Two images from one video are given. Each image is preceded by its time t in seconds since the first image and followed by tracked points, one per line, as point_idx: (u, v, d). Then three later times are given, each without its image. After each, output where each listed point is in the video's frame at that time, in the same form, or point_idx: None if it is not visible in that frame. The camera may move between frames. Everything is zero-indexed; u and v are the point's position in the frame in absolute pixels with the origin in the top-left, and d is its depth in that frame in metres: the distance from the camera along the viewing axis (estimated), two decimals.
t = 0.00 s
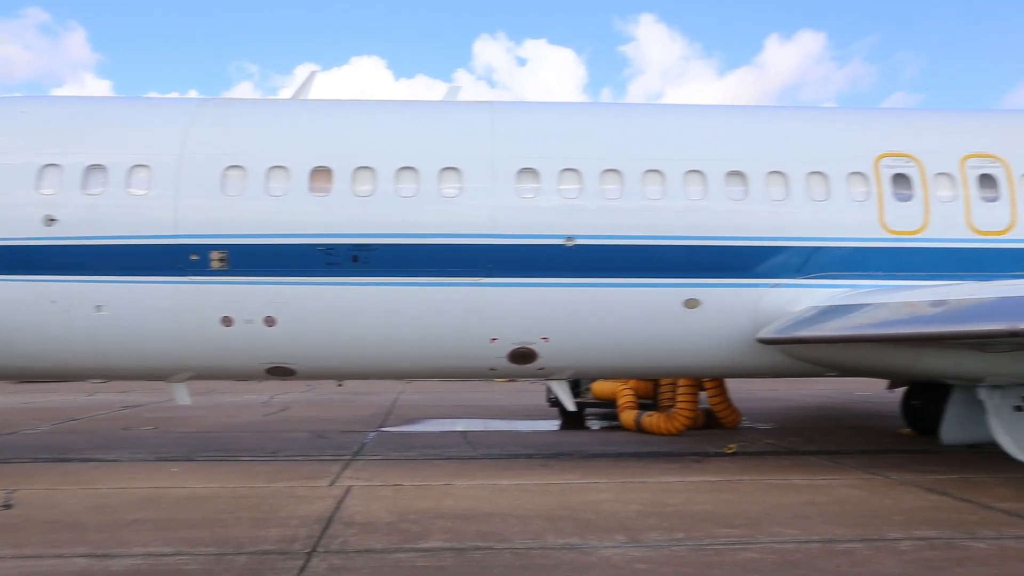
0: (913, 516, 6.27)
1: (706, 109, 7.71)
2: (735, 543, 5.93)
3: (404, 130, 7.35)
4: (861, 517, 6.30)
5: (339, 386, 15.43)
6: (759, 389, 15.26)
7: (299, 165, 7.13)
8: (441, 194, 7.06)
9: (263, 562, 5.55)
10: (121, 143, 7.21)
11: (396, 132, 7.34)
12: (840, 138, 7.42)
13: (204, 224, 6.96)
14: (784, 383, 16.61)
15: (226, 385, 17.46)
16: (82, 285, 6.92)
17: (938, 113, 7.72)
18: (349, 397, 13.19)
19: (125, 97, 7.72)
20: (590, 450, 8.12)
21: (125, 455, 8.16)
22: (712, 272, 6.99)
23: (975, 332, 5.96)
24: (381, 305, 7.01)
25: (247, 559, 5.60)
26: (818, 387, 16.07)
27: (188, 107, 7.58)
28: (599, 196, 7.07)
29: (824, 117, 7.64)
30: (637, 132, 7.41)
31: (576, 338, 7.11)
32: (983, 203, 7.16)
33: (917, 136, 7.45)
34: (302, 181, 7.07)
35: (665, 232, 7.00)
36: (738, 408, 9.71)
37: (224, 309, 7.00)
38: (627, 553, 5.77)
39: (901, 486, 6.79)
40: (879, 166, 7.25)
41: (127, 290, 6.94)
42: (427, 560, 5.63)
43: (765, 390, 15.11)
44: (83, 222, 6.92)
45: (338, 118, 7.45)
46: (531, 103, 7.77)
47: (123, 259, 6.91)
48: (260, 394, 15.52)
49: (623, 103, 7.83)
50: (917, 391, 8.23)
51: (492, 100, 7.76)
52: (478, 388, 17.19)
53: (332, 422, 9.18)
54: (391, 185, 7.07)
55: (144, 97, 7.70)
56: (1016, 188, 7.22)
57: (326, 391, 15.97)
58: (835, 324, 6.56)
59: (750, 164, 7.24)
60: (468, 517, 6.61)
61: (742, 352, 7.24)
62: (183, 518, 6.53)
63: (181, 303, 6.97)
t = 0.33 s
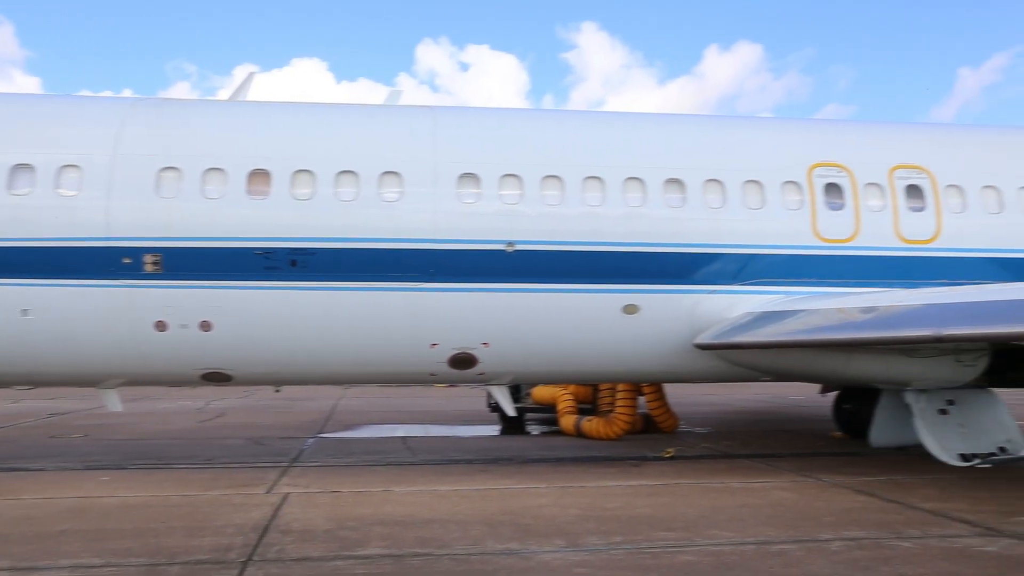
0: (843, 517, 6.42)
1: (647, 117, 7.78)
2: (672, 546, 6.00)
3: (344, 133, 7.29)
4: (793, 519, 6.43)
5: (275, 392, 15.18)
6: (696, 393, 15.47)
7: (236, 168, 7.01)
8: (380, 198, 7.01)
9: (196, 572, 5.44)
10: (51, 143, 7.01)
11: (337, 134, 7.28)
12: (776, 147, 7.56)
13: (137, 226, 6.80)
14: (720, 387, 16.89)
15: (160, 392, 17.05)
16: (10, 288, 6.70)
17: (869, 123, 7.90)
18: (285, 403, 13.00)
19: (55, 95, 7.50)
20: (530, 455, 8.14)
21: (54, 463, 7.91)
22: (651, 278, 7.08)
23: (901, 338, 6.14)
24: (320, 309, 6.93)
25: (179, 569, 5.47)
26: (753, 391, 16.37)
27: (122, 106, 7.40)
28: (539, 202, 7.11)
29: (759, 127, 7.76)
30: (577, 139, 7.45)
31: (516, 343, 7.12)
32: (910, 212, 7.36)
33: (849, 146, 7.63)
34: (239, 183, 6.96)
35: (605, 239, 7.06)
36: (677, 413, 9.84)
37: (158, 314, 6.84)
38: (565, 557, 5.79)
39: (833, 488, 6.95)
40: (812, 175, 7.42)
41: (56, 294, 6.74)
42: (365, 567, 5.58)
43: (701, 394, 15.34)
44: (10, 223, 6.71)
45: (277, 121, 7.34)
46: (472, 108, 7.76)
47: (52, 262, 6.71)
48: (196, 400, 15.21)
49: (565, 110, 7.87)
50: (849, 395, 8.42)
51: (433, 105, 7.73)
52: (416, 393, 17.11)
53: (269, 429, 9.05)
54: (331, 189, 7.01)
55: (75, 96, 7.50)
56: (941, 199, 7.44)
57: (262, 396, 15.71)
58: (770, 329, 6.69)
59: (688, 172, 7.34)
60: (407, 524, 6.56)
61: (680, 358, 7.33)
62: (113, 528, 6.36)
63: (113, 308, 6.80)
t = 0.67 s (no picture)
0: (776, 519, 6.54)
1: (587, 123, 7.84)
2: (609, 549, 6.05)
3: (282, 135, 7.19)
4: (727, 521, 6.53)
5: (209, 396, 14.88)
6: (633, 397, 15.63)
7: (171, 168, 6.87)
8: (319, 201, 6.94)
9: None
10: None
11: (275, 136, 7.18)
12: (713, 154, 7.69)
13: (66, 227, 6.61)
14: (656, 391, 17.10)
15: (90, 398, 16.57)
16: None
17: (801, 132, 8.08)
18: (220, 408, 12.76)
19: None
20: (469, 460, 8.13)
21: None
22: (590, 283, 7.13)
23: (831, 343, 6.30)
24: (256, 313, 6.82)
25: None
26: (689, 395, 16.61)
27: (51, 102, 7.19)
28: (479, 206, 7.11)
29: (696, 133, 7.87)
30: (519, 144, 7.47)
31: (455, 347, 7.10)
32: (841, 219, 7.56)
33: (783, 155, 7.79)
34: (174, 184, 6.82)
35: (544, 243, 7.10)
36: (615, 416, 9.93)
37: (87, 317, 6.65)
38: (503, 562, 5.79)
39: (766, 489, 7.07)
40: (747, 183, 7.57)
41: None
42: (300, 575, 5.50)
43: (638, 398, 15.51)
44: None
45: (214, 120, 7.21)
46: (413, 111, 7.71)
47: None
48: (128, 406, 14.83)
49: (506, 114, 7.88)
50: (781, 398, 8.60)
51: (374, 107, 7.65)
52: (355, 397, 16.94)
53: (203, 434, 8.87)
54: (268, 191, 6.91)
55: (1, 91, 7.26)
56: (870, 207, 7.65)
57: (197, 401, 15.39)
58: (705, 334, 6.79)
59: (627, 178, 7.42)
60: (344, 530, 6.49)
61: (619, 362, 7.39)
62: (38, 539, 6.15)
63: (40, 310, 6.59)
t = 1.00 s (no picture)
0: (706, 518, 6.65)
1: (524, 126, 7.86)
2: (543, 550, 6.07)
3: (213, 133, 7.05)
4: (659, 521, 6.62)
5: (136, 400, 14.50)
6: (568, 399, 15.75)
7: (96, 165, 6.68)
8: (251, 200, 6.83)
9: None
10: None
11: (205, 134, 7.03)
12: (647, 159, 7.78)
13: None
14: (592, 393, 17.25)
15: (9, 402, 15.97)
16: None
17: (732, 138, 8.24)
18: (146, 411, 12.45)
19: None
20: (403, 463, 8.09)
21: None
22: (525, 286, 7.16)
23: (759, 345, 6.43)
24: (185, 314, 6.67)
25: None
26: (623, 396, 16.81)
27: None
28: (415, 208, 7.08)
29: (630, 138, 7.96)
30: (455, 146, 7.46)
31: (389, 350, 7.06)
32: (770, 225, 7.73)
33: (714, 161, 7.94)
34: (99, 182, 6.63)
35: (480, 246, 7.10)
36: (550, 419, 9.99)
37: (5, 318, 6.41)
38: (437, 565, 5.76)
39: (697, 490, 7.19)
40: (680, 188, 7.68)
41: None
42: None
43: (573, 400, 15.62)
44: None
45: (141, 116, 7.02)
46: (347, 111, 7.62)
47: None
48: (49, 411, 14.34)
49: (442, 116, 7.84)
50: (712, 399, 8.76)
51: (308, 106, 7.54)
52: (288, 400, 16.70)
53: (129, 439, 8.65)
54: (198, 190, 6.77)
55: None
56: (798, 213, 7.84)
57: (123, 405, 14.98)
58: (639, 337, 6.89)
59: (563, 182, 7.46)
60: (275, 535, 6.39)
61: (554, 364, 7.43)
62: None
63: None
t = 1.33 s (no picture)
0: (644, 517, 6.71)
1: (465, 126, 7.85)
2: (482, 551, 6.04)
3: (147, 128, 6.88)
4: (597, 520, 6.66)
5: (64, 403, 14.10)
6: (509, 400, 15.78)
7: (23, 160, 6.47)
8: (186, 198, 6.69)
9: None
10: None
11: (138, 129, 6.86)
12: (588, 161, 7.84)
13: None
14: (532, 394, 17.35)
15: None
16: None
17: (671, 142, 8.35)
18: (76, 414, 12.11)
19: None
20: (341, 465, 8.02)
21: None
22: (466, 286, 7.15)
23: (696, 346, 6.53)
24: (117, 314, 6.49)
25: None
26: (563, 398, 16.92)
27: None
28: (354, 208, 7.03)
29: (570, 140, 8.01)
30: (395, 145, 7.41)
31: (328, 350, 6.99)
32: (706, 228, 7.85)
33: (653, 164, 8.03)
34: (26, 177, 6.42)
35: (420, 247, 7.08)
36: (490, 420, 10.01)
37: None
38: (375, 567, 5.69)
39: (635, 490, 7.26)
40: (619, 191, 7.75)
41: None
42: None
43: (514, 400, 15.67)
44: None
45: (71, 109, 6.81)
46: (285, 108, 7.51)
47: None
48: None
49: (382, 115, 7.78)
50: (650, 400, 8.87)
51: (245, 103, 7.40)
52: (224, 402, 16.41)
53: (57, 443, 8.40)
54: (131, 187, 6.61)
55: None
56: (734, 217, 7.98)
57: (51, 408, 14.55)
58: (578, 337, 6.94)
59: (504, 183, 7.47)
60: (208, 539, 6.24)
61: (494, 365, 7.44)
62: None
63: None
